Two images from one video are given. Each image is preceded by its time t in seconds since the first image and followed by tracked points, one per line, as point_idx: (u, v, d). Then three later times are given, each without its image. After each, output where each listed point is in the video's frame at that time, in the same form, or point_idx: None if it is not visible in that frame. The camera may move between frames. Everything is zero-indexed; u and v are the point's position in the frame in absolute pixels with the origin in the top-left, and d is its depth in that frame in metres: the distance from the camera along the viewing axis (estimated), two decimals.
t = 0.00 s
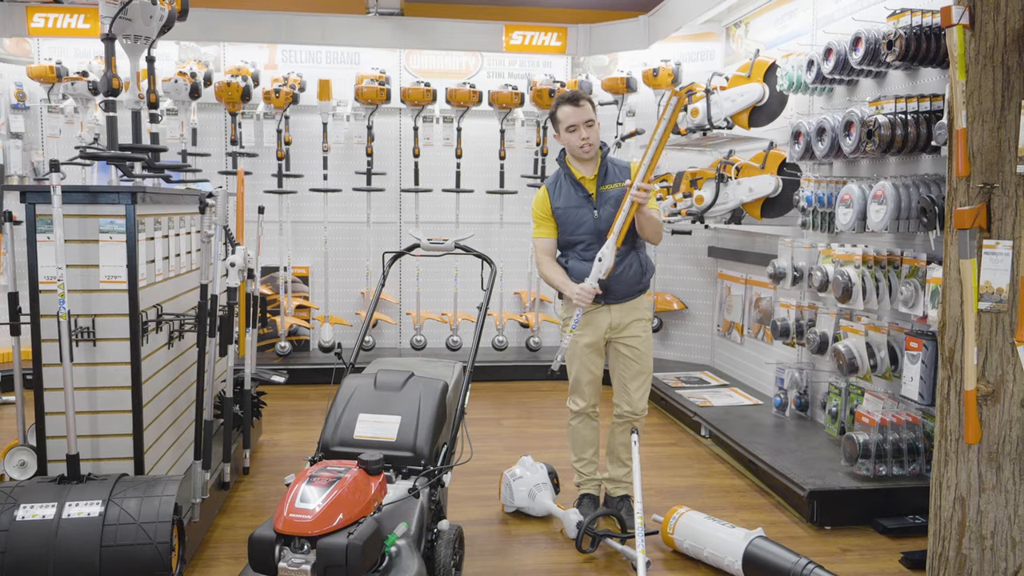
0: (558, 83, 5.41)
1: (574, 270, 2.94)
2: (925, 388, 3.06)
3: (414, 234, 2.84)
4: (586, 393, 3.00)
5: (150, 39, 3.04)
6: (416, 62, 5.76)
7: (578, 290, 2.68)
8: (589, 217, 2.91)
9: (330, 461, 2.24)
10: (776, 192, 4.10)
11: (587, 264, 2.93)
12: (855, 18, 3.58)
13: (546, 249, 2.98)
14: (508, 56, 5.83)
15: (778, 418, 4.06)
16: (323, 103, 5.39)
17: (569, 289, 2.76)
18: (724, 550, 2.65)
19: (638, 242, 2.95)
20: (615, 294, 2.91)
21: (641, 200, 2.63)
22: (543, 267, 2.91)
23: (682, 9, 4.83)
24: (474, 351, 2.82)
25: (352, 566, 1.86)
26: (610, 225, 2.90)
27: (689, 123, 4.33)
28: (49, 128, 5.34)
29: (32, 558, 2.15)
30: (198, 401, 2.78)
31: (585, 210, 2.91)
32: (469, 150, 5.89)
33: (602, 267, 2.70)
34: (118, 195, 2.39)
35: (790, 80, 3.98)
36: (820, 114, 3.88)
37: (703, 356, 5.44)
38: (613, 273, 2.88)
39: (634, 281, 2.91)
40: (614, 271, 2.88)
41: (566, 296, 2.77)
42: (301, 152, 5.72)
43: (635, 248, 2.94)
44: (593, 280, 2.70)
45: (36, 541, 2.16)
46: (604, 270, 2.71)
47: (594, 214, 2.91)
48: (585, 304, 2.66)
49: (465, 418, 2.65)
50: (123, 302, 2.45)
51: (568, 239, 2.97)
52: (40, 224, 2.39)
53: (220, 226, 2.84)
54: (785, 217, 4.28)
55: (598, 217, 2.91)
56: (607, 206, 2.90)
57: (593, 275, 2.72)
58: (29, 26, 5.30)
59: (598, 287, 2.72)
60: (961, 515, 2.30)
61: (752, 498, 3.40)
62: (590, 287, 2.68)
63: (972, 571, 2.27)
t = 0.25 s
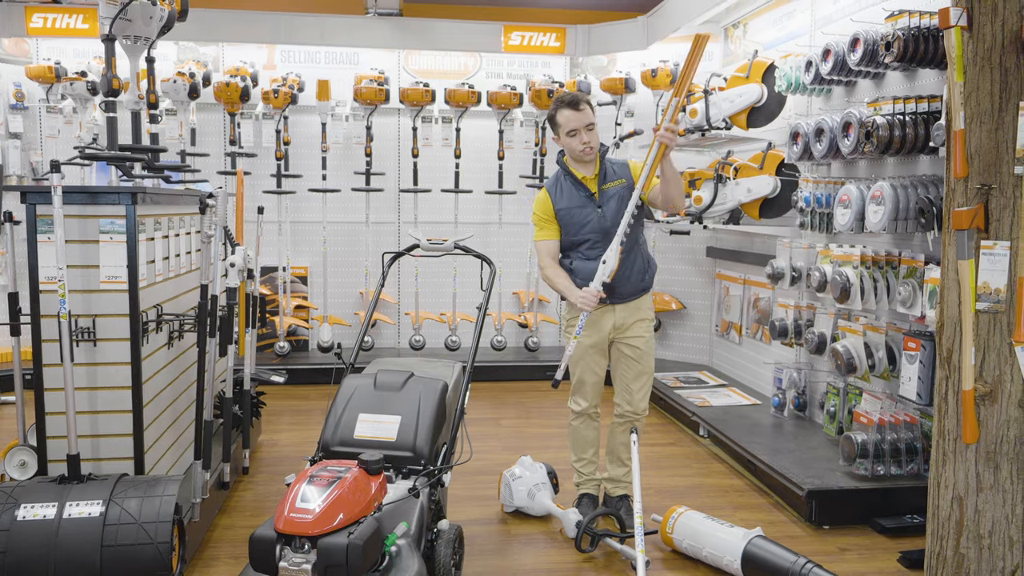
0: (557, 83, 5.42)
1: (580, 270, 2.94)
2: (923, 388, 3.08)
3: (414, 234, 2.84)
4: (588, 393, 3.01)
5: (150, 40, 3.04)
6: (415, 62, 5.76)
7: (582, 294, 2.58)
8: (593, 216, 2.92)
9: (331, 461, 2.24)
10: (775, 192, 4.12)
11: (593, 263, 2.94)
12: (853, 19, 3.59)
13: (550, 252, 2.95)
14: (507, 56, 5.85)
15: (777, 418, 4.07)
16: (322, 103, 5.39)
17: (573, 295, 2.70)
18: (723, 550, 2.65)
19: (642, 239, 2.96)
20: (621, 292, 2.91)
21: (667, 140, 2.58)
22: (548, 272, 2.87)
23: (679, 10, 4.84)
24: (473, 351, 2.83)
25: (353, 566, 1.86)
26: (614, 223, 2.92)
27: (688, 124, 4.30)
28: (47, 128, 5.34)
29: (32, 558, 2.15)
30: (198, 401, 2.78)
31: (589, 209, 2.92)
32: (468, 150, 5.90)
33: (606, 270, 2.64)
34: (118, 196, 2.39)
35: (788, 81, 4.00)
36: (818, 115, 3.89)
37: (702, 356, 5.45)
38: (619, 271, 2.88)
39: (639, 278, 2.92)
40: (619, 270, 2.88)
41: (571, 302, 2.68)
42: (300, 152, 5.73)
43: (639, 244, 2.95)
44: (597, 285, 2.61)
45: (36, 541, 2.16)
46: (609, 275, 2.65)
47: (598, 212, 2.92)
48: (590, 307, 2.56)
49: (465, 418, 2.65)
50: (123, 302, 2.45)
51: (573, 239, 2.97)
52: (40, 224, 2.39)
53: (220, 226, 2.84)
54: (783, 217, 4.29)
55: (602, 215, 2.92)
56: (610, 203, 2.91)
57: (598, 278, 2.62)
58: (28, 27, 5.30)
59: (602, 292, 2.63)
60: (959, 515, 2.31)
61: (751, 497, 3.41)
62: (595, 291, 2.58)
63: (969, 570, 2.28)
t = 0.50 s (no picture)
0: (556, 84, 5.43)
1: (581, 271, 2.96)
2: (921, 389, 3.09)
3: (413, 236, 2.84)
4: (589, 394, 3.01)
5: (151, 42, 3.05)
6: (414, 64, 5.76)
7: (566, 313, 2.72)
8: (594, 217, 2.93)
9: (332, 462, 2.25)
10: (773, 193, 4.12)
11: (595, 264, 2.95)
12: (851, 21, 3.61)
13: (543, 257, 2.99)
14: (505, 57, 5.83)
15: (775, 419, 4.08)
16: (322, 104, 5.40)
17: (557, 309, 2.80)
18: (722, 549, 2.67)
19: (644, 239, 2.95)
20: (623, 293, 2.92)
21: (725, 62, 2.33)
22: (536, 276, 2.94)
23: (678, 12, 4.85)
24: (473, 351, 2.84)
25: (354, 567, 1.87)
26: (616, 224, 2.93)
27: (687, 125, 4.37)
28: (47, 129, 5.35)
29: (35, 559, 2.16)
30: (200, 402, 2.79)
31: (591, 210, 2.93)
32: (467, 151, 5.91)
33: (592, 292, 2.75)
34: (120, 198, 2.40)
35: (786, 82, 4.03)
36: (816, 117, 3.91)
37: (700, 356, 5.46)
38: (621, 271, 2.88)
39: (641, 278, 2.93)
40: (621, 271, 2.88)
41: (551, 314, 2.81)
42: (300, 153, 5.73)
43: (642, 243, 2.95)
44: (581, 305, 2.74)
45: (39, 541, 2.17)
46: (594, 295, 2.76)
47: (599, 213, 2.93)
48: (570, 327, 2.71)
49: (465, 418, 2.66)
50: (125, 304, 2.46)
51: (574, 241, 2.99)
52: (42, 227, 2.40)
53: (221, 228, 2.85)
54: (781, 218, 4.29)
55: (603, 216, 2.93)
56: (612, 204, 2.93)
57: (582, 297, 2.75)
58: (28, 28, 5.31)
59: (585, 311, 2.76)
60: (957, 514, 2.32)
61: (750, 497, 3.42)
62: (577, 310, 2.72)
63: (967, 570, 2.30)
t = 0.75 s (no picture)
0: (553, 85, 5.44)
1: (577, 271, 2.97)
2: (915, 388, 3.11)
3: (411, 235, 2.85)
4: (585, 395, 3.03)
5: (149, 43, 3.06)
6: (411, 64, 5.77)
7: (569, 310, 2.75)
8: (590, 218, 2.94)
9: (329, 461, 2.26)
10: (769, 193, 4.16)
11: (591, 264, 2.96)
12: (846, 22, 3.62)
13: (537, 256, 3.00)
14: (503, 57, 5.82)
15: (772, 418, 4.10)
16: (319, 104, 5.41)
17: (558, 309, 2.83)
18: (718, 548, 2.68)
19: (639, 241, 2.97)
20: (619, 293, 2.93)
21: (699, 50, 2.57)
22: (532, 276, 2.96)
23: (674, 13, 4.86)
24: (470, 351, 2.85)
25: (351, 565, 1.89)
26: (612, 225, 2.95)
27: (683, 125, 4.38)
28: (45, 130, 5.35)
29: (33, 558, 2.17)
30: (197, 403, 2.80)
31: (586, 211, 2.94)
32: (464, 152, 5.92)
33: (593, 290, 2.81)
34: (118, 198, 2.41)
35: (782, 83, 4.01)
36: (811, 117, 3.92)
37: (697, 356, 5.48)
38: (617, 272, 2.90)
39: (638, 278, 2.94)
40: (616, 272, 2.90)
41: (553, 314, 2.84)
42: (298, 154, 5.74)
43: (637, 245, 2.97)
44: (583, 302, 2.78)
45: (38, 540, 2.18)
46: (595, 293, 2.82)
47: (595, 214, 2.94)
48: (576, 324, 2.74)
49: (462, 418, 2.67)
50: (123, 304, 2.47)
51: (570, 242, 3.00)
52: (40, 227, 2.41)
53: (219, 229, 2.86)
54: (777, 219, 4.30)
55: (599, 217, 2.94)
56: (607, 205, 2.94)
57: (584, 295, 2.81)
58: (25, 29, 5.32)
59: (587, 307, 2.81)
60: (950, 513, 2.34)
61: (746, 496, 3.44)
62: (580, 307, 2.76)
63: (961, 568, 2.31)
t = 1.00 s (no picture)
0: (549, 86, 5.47)
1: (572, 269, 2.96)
2: (908, 387, 3.14)
3: (407, 237, 2.87)
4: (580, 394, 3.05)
5: (147, 45, 3.08)
6: (409, 65, 5.77)
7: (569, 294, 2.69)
8: (589, 217, 2.97)
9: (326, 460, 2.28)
10: (764, 194, 4.20)
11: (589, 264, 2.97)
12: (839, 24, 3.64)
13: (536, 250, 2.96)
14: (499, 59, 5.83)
15: (767, 417, 4.13)
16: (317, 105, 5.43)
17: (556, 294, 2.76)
18: (712, 546, 2.70)
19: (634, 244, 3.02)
20: (613, 294, 2.96)
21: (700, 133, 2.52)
22: (531, 269, 2.90)
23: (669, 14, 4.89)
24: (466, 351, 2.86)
25: (348, 563, 1.90)
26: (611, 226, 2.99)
27: (680, 126, 4.41)
28: (43, 131, 5.35)
29: (32, 556, 2.19)
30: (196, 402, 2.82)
31: (585, 211, 2.98)
32: (461, 152, 5.94)
33: (590, 270, 2.75)
34: (117, 200, 2.44)
35: (778, 85, 4.03)
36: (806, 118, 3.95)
37: (693, 356, 5.50)
38: (614, 272, 2.93)
39: (633, 280, 2.97)
40: (613, 272, 2.93)
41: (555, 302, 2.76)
42: (296, 154, 5.77)
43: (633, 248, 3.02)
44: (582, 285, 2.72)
45: (37, 539, 2.20)
46: (593, 274, 2.76)
47: (594, 213, 2.98)
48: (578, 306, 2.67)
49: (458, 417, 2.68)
50: (122, 304, 2.49)
51: (568, 240, 3.00)
52: (40, 228, 2.42)
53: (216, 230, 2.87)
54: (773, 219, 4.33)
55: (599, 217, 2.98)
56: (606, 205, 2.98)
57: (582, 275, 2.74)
58: (24, 30, 5.33)
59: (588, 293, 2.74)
60: (942, 510, 2.37)
61: (740, 495, 3.46)
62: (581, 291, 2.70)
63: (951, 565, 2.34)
